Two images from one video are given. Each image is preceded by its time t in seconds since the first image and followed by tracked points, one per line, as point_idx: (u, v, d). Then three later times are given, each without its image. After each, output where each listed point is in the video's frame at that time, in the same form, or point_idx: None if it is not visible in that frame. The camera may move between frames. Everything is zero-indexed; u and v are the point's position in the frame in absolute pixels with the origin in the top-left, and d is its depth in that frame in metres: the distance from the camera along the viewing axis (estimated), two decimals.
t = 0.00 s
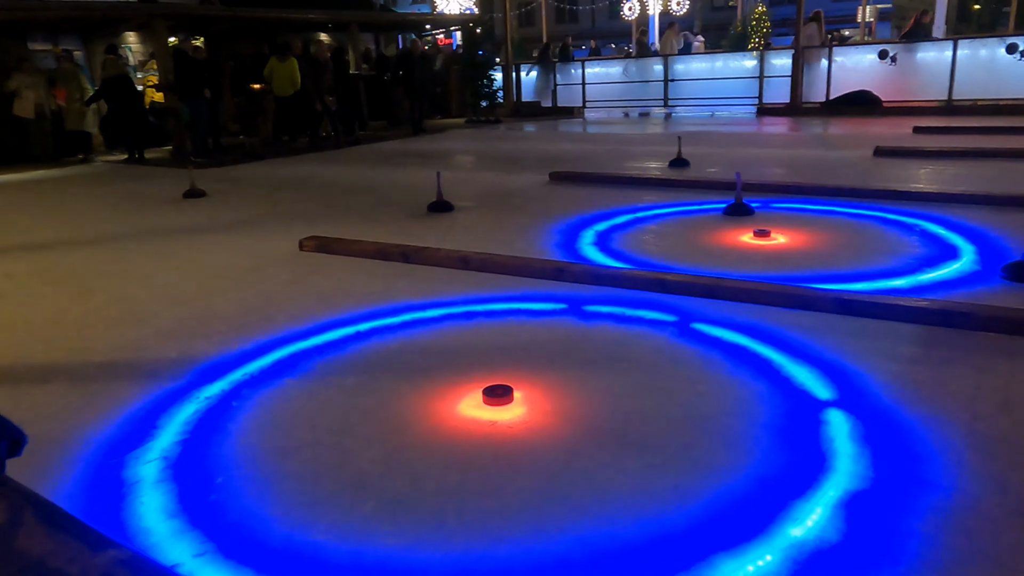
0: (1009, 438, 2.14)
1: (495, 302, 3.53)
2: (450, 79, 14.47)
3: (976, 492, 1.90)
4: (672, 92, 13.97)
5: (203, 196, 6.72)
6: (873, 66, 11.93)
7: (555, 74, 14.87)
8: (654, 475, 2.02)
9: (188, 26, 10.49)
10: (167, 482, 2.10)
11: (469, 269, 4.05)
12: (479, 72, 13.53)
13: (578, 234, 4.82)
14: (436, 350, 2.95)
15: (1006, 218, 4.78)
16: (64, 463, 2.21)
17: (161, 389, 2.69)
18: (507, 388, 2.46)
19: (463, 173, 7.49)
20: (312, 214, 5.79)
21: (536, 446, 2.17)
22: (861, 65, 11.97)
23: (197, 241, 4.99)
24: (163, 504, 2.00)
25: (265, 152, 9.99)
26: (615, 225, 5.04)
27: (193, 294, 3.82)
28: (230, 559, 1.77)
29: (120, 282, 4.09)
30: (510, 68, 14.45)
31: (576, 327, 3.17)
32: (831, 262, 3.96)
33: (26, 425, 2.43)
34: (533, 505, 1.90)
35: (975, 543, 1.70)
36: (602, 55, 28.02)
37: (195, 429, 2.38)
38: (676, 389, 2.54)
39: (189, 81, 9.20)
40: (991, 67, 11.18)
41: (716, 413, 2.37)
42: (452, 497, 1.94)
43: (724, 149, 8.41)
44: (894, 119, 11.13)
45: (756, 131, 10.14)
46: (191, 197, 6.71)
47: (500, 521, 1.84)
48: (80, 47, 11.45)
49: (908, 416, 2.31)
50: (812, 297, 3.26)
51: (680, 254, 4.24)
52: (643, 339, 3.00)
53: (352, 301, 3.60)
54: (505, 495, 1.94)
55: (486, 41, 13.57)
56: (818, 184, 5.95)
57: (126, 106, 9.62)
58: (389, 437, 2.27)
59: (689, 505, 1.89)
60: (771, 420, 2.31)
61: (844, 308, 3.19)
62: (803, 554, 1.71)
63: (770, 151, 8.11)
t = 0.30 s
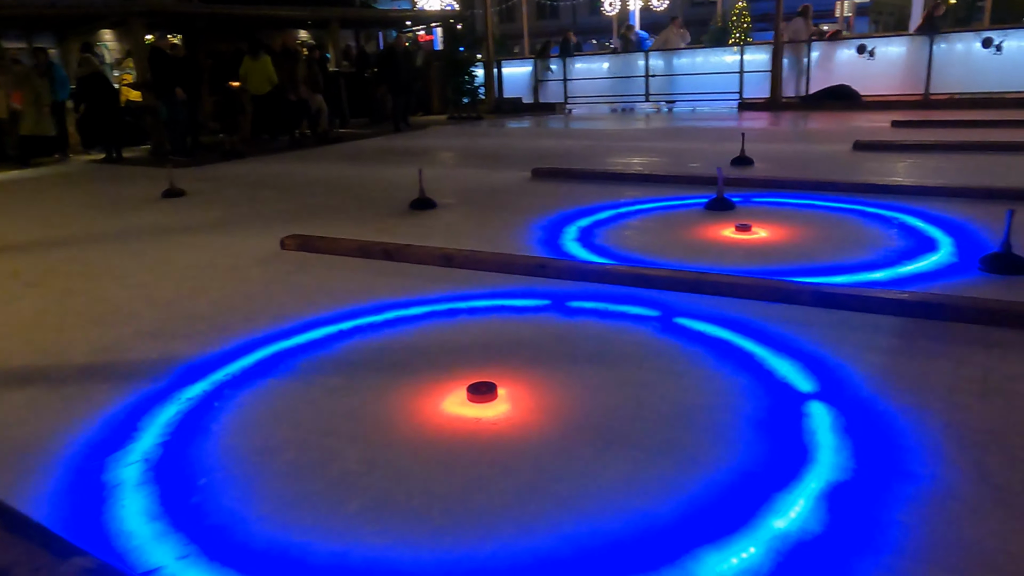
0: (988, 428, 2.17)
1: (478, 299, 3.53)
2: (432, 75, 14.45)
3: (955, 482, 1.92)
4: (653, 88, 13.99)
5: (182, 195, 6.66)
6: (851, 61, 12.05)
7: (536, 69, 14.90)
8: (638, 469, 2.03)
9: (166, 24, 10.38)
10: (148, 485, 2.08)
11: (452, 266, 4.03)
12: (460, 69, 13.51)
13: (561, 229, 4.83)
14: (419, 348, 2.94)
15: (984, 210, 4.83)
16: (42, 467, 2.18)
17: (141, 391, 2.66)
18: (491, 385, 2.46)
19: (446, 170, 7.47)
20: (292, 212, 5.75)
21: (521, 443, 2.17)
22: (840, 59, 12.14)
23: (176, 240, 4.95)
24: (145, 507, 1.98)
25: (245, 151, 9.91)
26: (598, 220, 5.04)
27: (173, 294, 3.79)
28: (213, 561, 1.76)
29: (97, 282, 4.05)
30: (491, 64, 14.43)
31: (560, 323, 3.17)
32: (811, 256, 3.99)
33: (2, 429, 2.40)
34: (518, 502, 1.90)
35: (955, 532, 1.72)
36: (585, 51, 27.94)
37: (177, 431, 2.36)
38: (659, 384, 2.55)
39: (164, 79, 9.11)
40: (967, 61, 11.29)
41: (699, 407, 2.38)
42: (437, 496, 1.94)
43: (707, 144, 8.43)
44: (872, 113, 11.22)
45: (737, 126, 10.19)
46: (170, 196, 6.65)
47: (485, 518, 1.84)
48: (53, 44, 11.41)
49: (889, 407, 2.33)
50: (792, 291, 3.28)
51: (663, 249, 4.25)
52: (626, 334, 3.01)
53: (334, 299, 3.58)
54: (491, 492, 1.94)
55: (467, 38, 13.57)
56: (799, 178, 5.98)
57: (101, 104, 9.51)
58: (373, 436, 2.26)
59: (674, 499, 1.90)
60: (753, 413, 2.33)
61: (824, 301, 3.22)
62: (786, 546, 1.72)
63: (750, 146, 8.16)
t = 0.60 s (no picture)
0: (965, 417, 2.20)
1: (460, 294, 3.53)
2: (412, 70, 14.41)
3: (932, 470, 1.95)
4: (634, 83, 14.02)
5: (160, 193, 6.59)
6: (829, 54, 12.18)
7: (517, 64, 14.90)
8: (622, 463, 2.04)
9: (141, 19, 10.25)
10: (128, 486, 2.06)
11: (433, 261, 4.03)
12: (439, 65, 13.47)
13: (543, 224, 4.83)
14: (402, 345, 2.92)
15: (960, 202, 4.90)
16: (19, 469, 2.15)
17: (119, 391, 2.63)
18: (474, 380, 2.46)
19: (427, 165, 7.45)
20: (272, 209, 5.71)
21: (505, 438, 2.17)
22: (819, 53, 12.24)
23: (155, 238, 4.90)
24: (125, 508, 1.96)
25: (223, 148, 9.82)
26: (579, 215, 5.05)
27: (152, 293, 3.75)
28: (195, 561, 1.74)
29: (74, 282, 4.00)
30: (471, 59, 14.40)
31: (542, 318, 3.17)
32: (791, 248, 4.03)
33: None
34: (502, 497, 1.90)
35: (933, 520, 1.75)
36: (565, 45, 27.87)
37: (156, 431, 2.34)
38: (641, 377, 2.56)
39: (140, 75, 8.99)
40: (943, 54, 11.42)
41: (681, 400, 2.39)
42: (421, 492, 1.93)
43: (686, 138, 8.47)
44: (850, 107, 11.31)
45: (717, 120, 10.24)
46: (148, 194, 6.57)
47: (470, 515, 1.84)
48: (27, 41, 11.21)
49: (868, 397, 2.36)
50: (772, 283, 3.31)
51: (644, 243, 4.27)
52: (609, 328, 3.02)
53: (316, 296, 3.56)
54: (475, 488, 1.94)
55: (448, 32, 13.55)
56: (778, 171, 6.03)
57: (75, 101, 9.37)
58: (356, 434, 2.25)
59: (657, 492, 1.90)
60: (735, 405, 2.34)
61: (804, 293, 3.24)
62: (768, 536, 1.73)
63: (730, 139, 8.20)
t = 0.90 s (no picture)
0: (947, 408, 2.22)
1: (445, 290, 3.52)
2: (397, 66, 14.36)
3: (914, 460, 1.97)
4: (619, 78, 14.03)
5: (142, 190, 6.53)
6: (812, 49, 12.23)
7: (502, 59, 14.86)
8: (609, 457, 2.04)
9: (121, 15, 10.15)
10: (111, 486, 2.04)
11: (419, 258, 4.01)
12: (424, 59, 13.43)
13: (529, 220, 4.82)
14: (388, 341, 2.92)
15: (942, 195, 4.94)
16: None
17: (102, 390, 2.61)
18: (460, 376, 2.45)
19: (412, 161, 7.43)
20: (256, 206, 5.67)
21: (491, 433, 2.17)
22: (802, 48, 12.30)
23: (137, 236, 4.86)
24: (108, 508, 1.94)
25: (207, 144, 9.74)
26: (565, 210, 5.05)
27: (135, 291, 3.72)
28: (179, 561, 1.73)
29: (55, 280, 3.96)
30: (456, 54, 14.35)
31: (527, 313, 3.17)
32: (775, 242, 4.05)
33: None
34: (489, 493, 1.90)
35: (916, 510, 1.76)
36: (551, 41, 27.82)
37: (140, 430, 2.32)
38: (628, 371, 2.57)
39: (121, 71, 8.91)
40: (924, 49, 11.51)
41: (667, 394, 2.40)
42: (408, 489, 1.93)
43: (672, 133, 8.49)
44: (834, 101, 11.38)
45: (702, 115, 10.27)
46: (130, 191, 6.51)
47: (456, 511, 1.84)
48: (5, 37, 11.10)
49: (852, 389, 2.38)
50: (756, 277, 3.33)
51: (630, 237, 4.28)
52: (595, 323, 3.03)
53: (301, 294, 3.54)
54: (462, 484, 1.94)
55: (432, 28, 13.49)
56: (762, 166, 6.06)
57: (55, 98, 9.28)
58: (342, 431, 2.24)
59: (644, 486, 1.91)
60: (720, 398, 2.36)
61: (788, 286, 3.26)
62: (754, 528, 1.75)
63: (714, 134, 8.22)
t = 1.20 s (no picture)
0: (931, 401, 2.24)
1: (433, 287, 3.52)
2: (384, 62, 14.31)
3: (899, 453, 1.98)
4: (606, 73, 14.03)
5: (127, 187, 6.48)
6: (797, 44, 12.30)
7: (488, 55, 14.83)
8: (597, 452, 2.05)
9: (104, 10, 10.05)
10: (97, 486, 2.03)
11: (406, 254, 4.00)
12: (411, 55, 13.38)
13: (517, 216, 4.82)
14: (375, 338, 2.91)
15: (926, 189, 4.98)
16: None
17: (87, 390, 2.59)
18: (448, 372, 2.45)
19: (399, 157, 7.40)
20: (242, 203, 5.64)
21: (479, 429, 2.17)
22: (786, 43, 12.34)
23: (122, 234, 4.82)
24: (94, 508, 1.93)
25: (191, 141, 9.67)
26: (552, 206, 5.05)
27: (120, 289, 3.69)
28: (166, 561, 1.72)
29: (39, 279, 3.92)
30: (442, 50, 14.29)
31: (515, 309, 3.17)
32: (761, 237, 4.07)
33: None
34: (478, 488, 1.91)
35: (901, 502, 1.78)
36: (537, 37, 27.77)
37: (126, 429, 2.31)
38: (616, 366, 2.58)
39: (104, 67, 8.82)
40: (908, 44, 11.50)
41: (655, 389, 2.41)
42: (397, 486, 1.93)
43: (659, 128, 8.50)
44: (819, 96, 11.42)
45: (688, 110, 10.29)
46: (114, 188, 6.46)
47: (444, 507, 1.84)
48: None
49: (837, 383, 2.40)
50: (743, 271, 3.34)
51: (617, 233, 4.29)
52: (583, 318, 3.03)
53: (287, 291, 3.53)
54: (450, 480, 1.94)
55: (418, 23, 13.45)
56: (748, 160, 6.09)
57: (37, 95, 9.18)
58: (329, 428, 2.23)
59: (632, 481, 1.92)
60: (707, 392, 2.37)
61: (774, 280, 3.28)
62: (741, 521, 1.76)
63: (701, 129, 8.24)
